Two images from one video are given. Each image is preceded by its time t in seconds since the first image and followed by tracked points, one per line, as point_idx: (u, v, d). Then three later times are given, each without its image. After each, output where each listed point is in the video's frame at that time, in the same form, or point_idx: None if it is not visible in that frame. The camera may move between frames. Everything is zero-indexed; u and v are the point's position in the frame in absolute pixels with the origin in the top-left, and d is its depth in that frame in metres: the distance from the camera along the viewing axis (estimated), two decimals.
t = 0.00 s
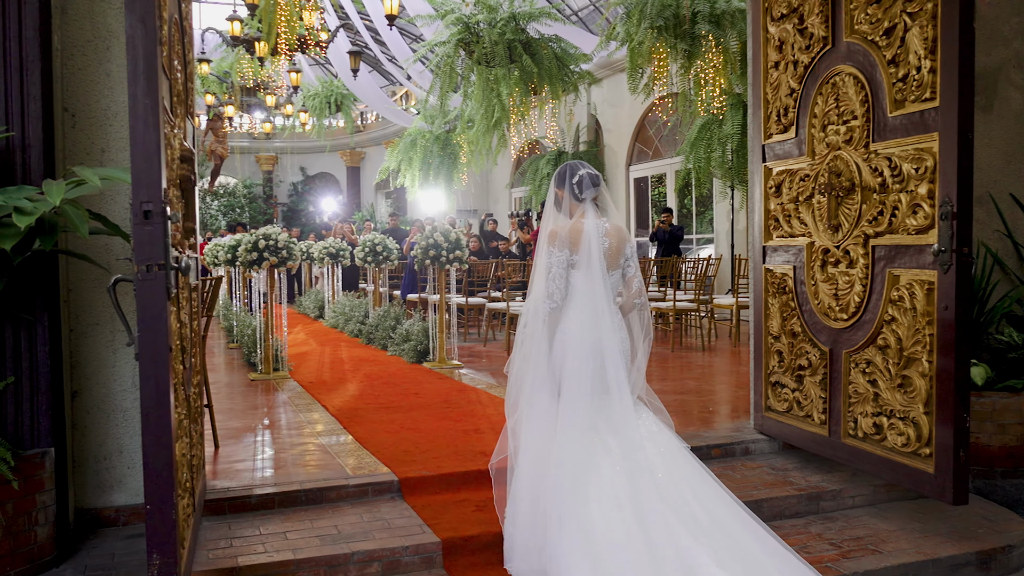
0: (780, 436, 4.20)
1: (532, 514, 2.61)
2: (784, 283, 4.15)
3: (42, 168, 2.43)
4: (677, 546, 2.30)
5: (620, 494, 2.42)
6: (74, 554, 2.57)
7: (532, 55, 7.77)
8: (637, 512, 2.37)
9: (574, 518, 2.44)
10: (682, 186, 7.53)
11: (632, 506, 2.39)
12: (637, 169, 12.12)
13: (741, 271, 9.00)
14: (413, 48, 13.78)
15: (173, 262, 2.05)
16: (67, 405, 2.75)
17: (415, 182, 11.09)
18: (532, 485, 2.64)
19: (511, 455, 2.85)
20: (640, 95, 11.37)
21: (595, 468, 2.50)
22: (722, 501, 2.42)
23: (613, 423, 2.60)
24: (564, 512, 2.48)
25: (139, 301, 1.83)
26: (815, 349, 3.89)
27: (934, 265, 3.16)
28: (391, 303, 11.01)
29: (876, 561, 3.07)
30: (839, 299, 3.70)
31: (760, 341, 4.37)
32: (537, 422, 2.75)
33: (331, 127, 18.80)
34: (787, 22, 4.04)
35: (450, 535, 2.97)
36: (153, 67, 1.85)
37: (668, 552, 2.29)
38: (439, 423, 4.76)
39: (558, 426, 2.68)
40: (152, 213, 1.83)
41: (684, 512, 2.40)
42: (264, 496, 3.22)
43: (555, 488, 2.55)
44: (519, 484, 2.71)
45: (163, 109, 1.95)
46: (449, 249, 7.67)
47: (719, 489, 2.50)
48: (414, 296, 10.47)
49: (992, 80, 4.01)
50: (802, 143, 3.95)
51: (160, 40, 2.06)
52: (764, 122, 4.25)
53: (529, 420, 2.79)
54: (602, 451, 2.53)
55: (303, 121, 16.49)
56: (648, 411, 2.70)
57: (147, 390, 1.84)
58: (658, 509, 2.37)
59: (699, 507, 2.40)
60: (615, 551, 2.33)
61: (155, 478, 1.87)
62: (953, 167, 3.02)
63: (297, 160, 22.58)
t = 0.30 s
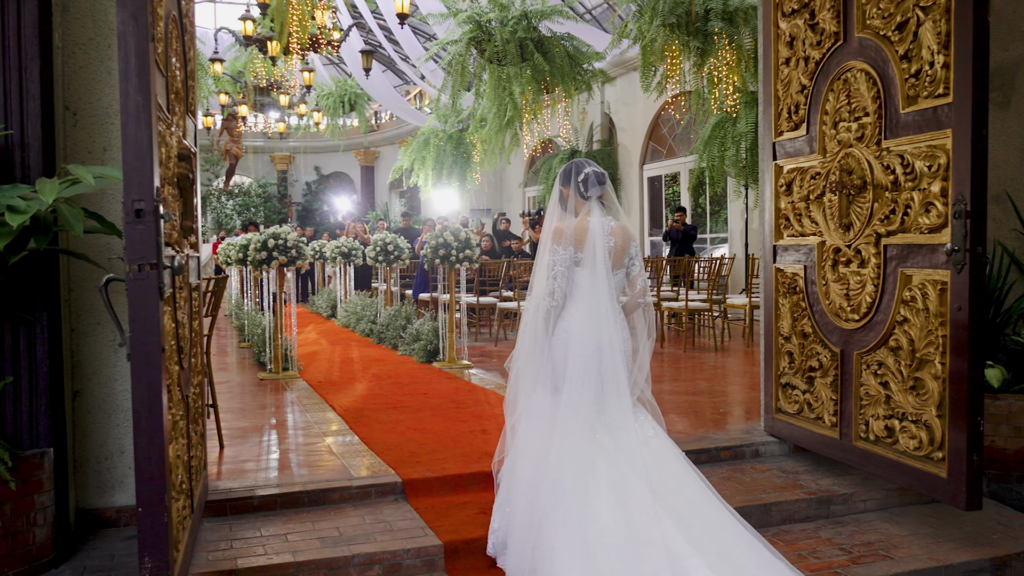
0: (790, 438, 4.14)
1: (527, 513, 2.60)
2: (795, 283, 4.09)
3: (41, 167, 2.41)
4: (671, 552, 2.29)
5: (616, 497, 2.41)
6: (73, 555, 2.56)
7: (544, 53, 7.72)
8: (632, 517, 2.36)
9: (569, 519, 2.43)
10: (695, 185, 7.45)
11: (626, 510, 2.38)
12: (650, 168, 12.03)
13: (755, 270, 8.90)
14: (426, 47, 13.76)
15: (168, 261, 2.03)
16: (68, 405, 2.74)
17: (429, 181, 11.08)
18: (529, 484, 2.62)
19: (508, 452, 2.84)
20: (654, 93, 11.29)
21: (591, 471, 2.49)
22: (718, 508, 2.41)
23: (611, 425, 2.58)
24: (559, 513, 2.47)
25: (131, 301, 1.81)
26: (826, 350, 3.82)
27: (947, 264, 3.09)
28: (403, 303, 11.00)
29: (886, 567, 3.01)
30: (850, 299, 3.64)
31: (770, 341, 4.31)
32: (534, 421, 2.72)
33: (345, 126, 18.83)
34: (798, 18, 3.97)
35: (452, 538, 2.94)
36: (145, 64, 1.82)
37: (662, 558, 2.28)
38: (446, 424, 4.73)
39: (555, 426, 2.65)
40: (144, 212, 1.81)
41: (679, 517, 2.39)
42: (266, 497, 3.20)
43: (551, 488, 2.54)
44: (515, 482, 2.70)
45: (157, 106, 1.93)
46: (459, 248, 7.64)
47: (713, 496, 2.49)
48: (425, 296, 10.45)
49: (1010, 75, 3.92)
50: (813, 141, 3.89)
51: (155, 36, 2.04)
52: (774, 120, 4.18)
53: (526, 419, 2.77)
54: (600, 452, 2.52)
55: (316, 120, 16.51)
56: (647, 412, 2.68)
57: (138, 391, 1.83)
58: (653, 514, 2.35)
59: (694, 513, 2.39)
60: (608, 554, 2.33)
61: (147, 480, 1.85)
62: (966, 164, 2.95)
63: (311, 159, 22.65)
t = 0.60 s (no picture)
0: (802, 441, 4.07)
1: (526, 513, 2.58)
2: (807, 283, 4.02)
3: (41, 167, 2.41)
4: (668, 556, 2.26)
5: (615, 500, 2.38)
6: (75, 557, 2.56)
7: (558, 52, 7.66)
8: (630, 519, 2.34)
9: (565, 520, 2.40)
10: (710, 186, 7.35)
11: (624, 512, 2.35)
12: (666, 167, 11.95)
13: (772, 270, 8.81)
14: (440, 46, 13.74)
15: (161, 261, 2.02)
16: (70, 406, 2.73)
17: (444, 181, 11.07)
18: (527, 484, 2.60)
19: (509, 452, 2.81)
20: (669, 91, 11.20)
21: (590, 472, 2.46)
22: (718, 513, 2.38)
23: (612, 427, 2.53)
24: (556, 514, 2.44)
25: (123, 302, 1.80)
26: (839, 352, 3.75)
27: (962, 265, 3.02)
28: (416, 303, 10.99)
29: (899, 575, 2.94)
30: (863, 300, 3.57)
31: (782, 342, 4.24)
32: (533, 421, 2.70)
33: (360, 126, 18.87)
34: (810, 13, 3.90)
35: (456, 541, 2.91)
36: (139, 61, 1.80)
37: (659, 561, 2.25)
38: (454, 425, 4.70)
39: (555, 426, 2.62)
40: (137, 212, 1.79)
41: (678, 521, 2.36)
42: (269, 499, 3.19)
43: (549, 489, 2.51)
44: (514, 482, 2.68)
45: (152, 105, 1.92)
46: (470, 248, 7.61)
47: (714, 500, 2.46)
48: (439, 296, 10.44)
49: None
50: (826, 138, 3.82)
51: (151, 34, 2.01)
52: (786, 118, 4.11)
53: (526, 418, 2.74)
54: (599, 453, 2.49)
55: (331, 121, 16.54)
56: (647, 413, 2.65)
57: (132, 394, 1.81)
58: (652, 517, 2.32)
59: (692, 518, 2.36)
60: (605, 556, 2.30)
61: (141, 482, 1.83)
62: (982, 162, 2.88)
63: (327, 159, 22.73)
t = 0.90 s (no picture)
0: (815, 445, 4.00)
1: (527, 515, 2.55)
2: (820, 284, 3.95)
3: (42, 167, 2.41)
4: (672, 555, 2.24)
5: (617, 500, 2.36)
6: (76, 560, 2.56)
7: (571, 51, 7.61)
8: (633, 519, 2.32)
9: (567, 521, 2.38)
10: (725, 186, 7.28)
11: (627, 513, 2.34)
12: (681, 167, 11.86)
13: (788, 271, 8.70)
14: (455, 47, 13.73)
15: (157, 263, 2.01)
16: (73, 408, 2.71)
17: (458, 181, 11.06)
18: (527, 486, 2.57)
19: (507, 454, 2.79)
20: (684, 91, 11.12)
21: (592, 473, 2.44)
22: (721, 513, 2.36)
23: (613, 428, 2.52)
24: (558, 515, 2.42)
25: (116, 304, 1.78)
26: (851, 355, 3.68)
27: (977, 266, 2.94)
28: (429, 303, 10.98)
29: None
30: (876, 302, 3.50)
31: (794, 345, 4.17)
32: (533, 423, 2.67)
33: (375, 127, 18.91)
34: (822, 10, 3.83)
35: (459, 546, 2.88)
36: (131, 60, 1.79)
37: (663, 562, 2.24)
38: (462, 428, 4.66)
39: (555, 428, 2.60)
40: (129, 212, 1.78)
41: (681, 521, 2.34)
42: (273, 502, 3.17)
43: (550, 491, 2.48)
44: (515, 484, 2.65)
45: (146, 105, 1.90)
46: (482, 249, 7.58)
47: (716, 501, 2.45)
48: (452, 296, 10.42)
49: None
50: (838, 137, 3.75)
51: (145, 33, 2.00)
52: (798, 116, 4.05)
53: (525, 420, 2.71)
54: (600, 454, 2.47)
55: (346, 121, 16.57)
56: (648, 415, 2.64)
57: (124, 397, 1.80)
58: (656, 517, 2.31)
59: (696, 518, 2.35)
60: (609, 556, 2.28)
61: (133, 486, 1.81)
62: (997, 160, 2.81)
63: (343, 160, 22.81)
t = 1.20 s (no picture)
0: (826, 449, 3.94)
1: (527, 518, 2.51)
2: (831, 285, 3.88)
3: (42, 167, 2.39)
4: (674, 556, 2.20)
5: (618, 500, 2.32)
6: (77, 561, 2.56)
7: (583, 51, 7.57)
8: (634, 519, 2.28)
9: (567, 521, 2.34)
10: (738, 186, 7.20)
11: (627, 513, 2.30)
12: (695, 167, 11.78)
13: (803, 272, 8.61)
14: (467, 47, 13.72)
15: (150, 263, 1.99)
16: (75, 409, 2.69)
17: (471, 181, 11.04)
18: (527, 488, 2.54)
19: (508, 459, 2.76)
20: (698, 91, 11.05)
21: (592, 473, 2.41)
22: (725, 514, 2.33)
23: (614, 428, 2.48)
24: (558, 516, 2.38)
25: (108, 304, 1.77)
26: (863, 357, 3.62)
27: (990, 266, 2.88)
28: (441, 303, 10.97)
29: None
30: (888, 303, 3.43)
31: (805, 346, 4.10)
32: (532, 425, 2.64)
33: (389, 128, 18.93)
34: (834, 6, 3.77)
35: (462, 550, 2.85)
36: (123, 56, 1.77)
37: (665, 562, 2.19)
38: (469, 429, 4.64)
39: (555, 429, 2.58)
40: (121, 212, 1.76)
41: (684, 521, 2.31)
42: (275, 504, 3.16)
43: (550, 492, 2.45)
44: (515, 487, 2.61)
45: (140, 104, 1.88)
46: (492, 249, 7.54)
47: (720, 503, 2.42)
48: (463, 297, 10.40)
49: None
50: (850, 135, 3.68)
51: (140, 30, 1.98)
52: (810, 114, 3.98)
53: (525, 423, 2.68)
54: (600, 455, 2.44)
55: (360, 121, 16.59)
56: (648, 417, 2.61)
57: (116, 398, 1.78)
58: (656, 517, 2.27)
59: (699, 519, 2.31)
60: (609, 557, 2.24)
61: (125, 489, 1.80)
62: (1012, 157, 2.74)
63: (358, 161, 22.88)
